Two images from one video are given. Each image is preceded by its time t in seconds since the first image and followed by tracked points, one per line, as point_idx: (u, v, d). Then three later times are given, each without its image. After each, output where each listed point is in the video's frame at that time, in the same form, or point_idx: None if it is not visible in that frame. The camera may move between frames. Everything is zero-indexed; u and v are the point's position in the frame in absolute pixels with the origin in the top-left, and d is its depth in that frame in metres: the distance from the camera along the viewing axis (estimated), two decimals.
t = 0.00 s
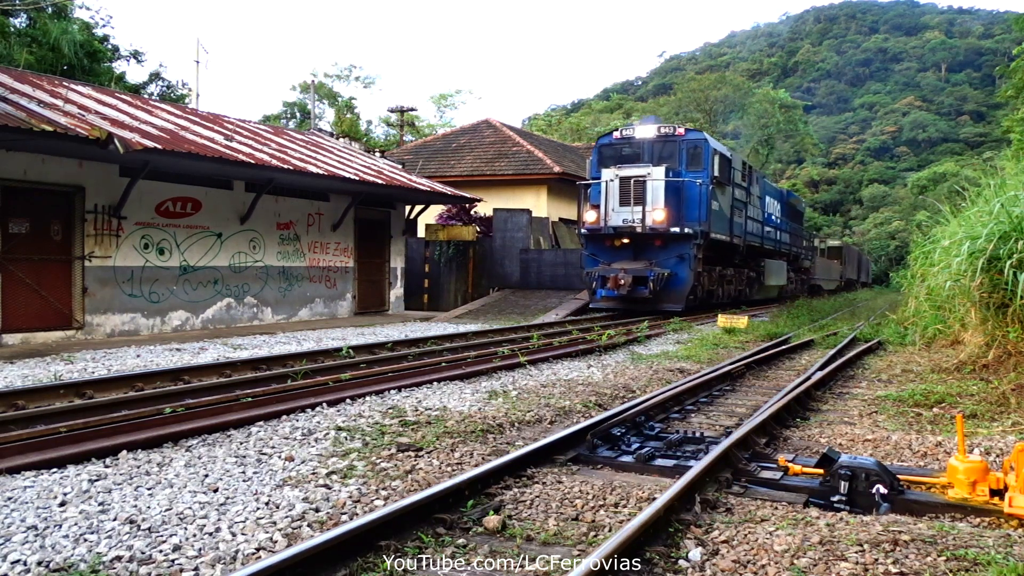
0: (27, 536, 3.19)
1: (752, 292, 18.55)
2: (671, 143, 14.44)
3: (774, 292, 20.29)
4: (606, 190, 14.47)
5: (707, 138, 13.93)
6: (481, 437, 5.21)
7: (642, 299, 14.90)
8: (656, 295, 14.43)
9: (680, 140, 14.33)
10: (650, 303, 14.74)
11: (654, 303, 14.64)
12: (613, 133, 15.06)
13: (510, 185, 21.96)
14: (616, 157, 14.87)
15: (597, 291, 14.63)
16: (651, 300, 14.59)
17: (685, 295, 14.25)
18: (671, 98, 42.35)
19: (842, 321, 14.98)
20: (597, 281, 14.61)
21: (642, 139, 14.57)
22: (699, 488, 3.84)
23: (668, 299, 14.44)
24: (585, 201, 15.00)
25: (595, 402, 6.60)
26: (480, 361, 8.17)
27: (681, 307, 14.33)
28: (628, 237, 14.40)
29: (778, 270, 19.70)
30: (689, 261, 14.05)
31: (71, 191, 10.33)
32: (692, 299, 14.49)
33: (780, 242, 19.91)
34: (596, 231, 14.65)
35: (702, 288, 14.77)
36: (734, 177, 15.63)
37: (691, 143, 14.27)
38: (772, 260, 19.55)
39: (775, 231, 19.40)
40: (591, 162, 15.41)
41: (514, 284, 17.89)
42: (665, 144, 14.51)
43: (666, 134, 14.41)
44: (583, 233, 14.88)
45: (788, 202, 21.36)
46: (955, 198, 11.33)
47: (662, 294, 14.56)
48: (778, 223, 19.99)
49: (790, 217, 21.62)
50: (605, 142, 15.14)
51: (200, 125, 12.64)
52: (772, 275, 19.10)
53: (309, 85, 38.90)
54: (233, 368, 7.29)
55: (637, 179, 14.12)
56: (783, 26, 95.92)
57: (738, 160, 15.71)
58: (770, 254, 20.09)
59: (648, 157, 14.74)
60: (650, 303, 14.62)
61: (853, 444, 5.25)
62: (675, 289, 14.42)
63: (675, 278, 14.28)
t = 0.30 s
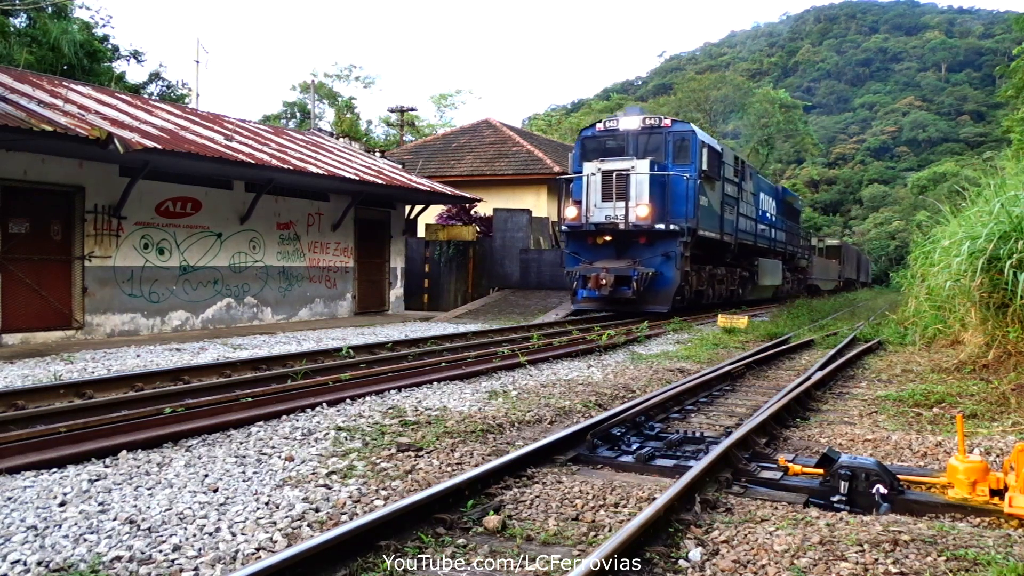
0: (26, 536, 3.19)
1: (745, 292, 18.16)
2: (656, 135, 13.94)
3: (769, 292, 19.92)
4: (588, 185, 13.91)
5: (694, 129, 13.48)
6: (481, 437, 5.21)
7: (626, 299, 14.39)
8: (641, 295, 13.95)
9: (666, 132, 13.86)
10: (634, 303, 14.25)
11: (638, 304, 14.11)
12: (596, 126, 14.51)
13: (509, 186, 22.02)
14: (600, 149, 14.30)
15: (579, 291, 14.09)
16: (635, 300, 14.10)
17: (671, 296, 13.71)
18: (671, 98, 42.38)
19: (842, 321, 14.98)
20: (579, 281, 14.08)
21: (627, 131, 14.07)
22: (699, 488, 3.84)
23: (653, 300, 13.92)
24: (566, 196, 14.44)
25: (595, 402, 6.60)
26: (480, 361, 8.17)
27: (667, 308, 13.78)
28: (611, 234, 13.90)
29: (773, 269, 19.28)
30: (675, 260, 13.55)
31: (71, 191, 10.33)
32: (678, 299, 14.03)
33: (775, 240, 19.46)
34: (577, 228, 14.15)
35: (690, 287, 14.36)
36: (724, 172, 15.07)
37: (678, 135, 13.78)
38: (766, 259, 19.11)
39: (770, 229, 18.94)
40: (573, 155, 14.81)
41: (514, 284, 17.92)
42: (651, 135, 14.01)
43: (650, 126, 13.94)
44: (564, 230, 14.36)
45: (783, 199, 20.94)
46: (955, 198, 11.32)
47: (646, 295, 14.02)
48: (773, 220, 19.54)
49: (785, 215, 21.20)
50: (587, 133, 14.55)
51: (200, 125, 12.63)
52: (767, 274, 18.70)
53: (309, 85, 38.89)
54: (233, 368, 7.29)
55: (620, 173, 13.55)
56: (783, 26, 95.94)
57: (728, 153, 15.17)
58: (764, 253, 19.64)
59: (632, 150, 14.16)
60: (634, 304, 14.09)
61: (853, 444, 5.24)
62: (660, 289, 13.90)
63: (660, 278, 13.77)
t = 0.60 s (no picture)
0: (26, 536, 3.19)
1: (737, 292, 17.57)
2: (640, 126, 13.25)
3: (763, 292, 19.32)
4: (568, 179, 13.35)
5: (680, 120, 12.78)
6: (482, 437, 5.21)
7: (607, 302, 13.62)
8: (623, 296, 13.17)
9: (650, 122, 13.15)
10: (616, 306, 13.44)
11: (621, 305, 13.33)
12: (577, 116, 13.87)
13: (510, 185, 22.01)
14: (581, 142, 13.70)
15: (557, 291, 13.35)
16: (617, 302, 13.29)
17: (655, 296, 12.93)
18: (671, 98, 42.44)
19: (842, 321, 14.98)
20: (557, 280, 13.35)
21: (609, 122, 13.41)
22: (699, 488, 3.84)
23: (636, 301, 13.14)
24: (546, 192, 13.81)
25: (595, 402, 6.60)
26: (480, 361, 8.17)
27: (651, 310, 12.98)
28: (591, 231, 13.23)
29: (767, 268, 18.67)
30: (659, 258, 12.81)
31: (71, 191, 10.33)
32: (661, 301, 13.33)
33: (769, 239, 18.85)
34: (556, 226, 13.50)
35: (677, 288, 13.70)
36: (714, 165, 14.40)
37: (663, 126, 13.07)
38: (759, 259, 18.50)
39: (763, 226, 18.34)
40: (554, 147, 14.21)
41: (514, 284, 17.94)
42: (635, 127, 13.33)
43: (634, 116, 13.25)
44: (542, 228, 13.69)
45: (777, 195, 20.35)
46: (955, 198, 11.32)
47: (629, 295, 13.25)
48: (767, 218, 18.93)
49: (780, 212, 20.62)
50: (569, 125, 13.92)
51: (200, 125, 12.63)
52: (760, 274, 18.11)
53: (309, 85, 38.90)
54: (234, 368, 7.29)
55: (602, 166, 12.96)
56: (783, 26, 95.97)
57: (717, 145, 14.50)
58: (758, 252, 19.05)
59: (615, 142, 13.52)
60: (616, 305, 13.31)
61: (853, 444, 5.24)
62: (644, 289, 13.13)
63: (644, 277, 13.03)
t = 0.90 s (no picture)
0: (26, 536, 3.19)
1: (729, 292, 16.90)
2: (622, 117, 12.62)
3: (756, 291, 18.67)
4: (544, 171, 12.62)
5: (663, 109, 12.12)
6: (482, 437, 5.21)
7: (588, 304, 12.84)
8: (604, 298, 12.38)
9: (632, 112, 12.52)
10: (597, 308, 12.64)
11: (601, 307, 12.54)
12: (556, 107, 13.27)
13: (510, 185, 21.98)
14: (560, 133, 13.10)
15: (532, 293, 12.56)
16: (597, 304, 12.51)
17: (637, 298, 12.14)
18: (671, 99, 42.49)
19: (842, 321, 15.00)
20: (532, 281, 12.56)
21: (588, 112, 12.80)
22: (699, 488, 3.84)
23: (617, 302, 12.35)
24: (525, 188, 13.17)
25: (595, 402, 6.61)
26: (480, 362, 8.17)
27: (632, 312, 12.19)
28: (568, 228, 12.47)
29: (760, 267, 18.01)
30: (641, 257, 12.03)
31: (71, 191, 10.34)
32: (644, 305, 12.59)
33: (763, 236, 18.13)
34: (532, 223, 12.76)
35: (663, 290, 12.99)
36: (701, 160, 13.59)
37: (646, 116, 12.39)
38: (751, 257, 17.77)
39: (757, 224, 17.60)
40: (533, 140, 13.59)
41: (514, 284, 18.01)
42: (616, 117, 12.69)
43: (615, 106, 12.64)
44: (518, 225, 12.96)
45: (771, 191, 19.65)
46: (955, 198, 11.31)
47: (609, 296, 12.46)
48: (761, 215, 18.20)
49: (774, 209, 19.89)
50: (547, 116, 13.32)
51: (200, 125, 12.64)
52: (753, 273, 17.48)
53: (309, 85, 38.90)
54: (234, 368, 7.30)
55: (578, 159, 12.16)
56: (783, 27, 96.01)
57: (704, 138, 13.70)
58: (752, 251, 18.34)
59: (595, 134, 12.87)
60: (596, 307, 12.52)
61: (853, 444, 5.25)
62: (625, 290, 12.35)
63: (625, 276, 12.24)
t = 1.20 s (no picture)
0: (26, 536, 3.19)
1: (719, 292, 16.37)
2: (601, 106, 11.98)
3: (747, 291, 18.14)
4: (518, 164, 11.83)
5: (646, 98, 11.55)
6: (481, 437, 5.21)
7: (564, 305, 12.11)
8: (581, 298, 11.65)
9: (613, 101, 11.91)
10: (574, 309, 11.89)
11: (578, 308, 11.82)
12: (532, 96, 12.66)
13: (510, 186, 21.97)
14: (536, 124, 12.50)
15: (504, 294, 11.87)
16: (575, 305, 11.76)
17: (616, 299, 11.43)
18: (671, 99, 42.49)
19: (842, 321, 15.00)
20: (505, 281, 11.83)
21: (565, 100, 12.16)
22: (699, 488, 3.84)
23: (596, 304, 11.63)
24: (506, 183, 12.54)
25: (595, 402, 6.60)
26: (480, 361, 8.17)
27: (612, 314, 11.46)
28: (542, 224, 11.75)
29: (751, 267, 17.49)
30: (621, 255, 11.32)
31: (71, 191, 10.34)
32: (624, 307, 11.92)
33: (756, 234, 17.60)
34: (504, 219, 12.05)
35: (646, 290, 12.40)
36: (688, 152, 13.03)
37: (628, 105, 11.83)
38: (742, 256, 17.23)
39: (749, 221, 17.06)
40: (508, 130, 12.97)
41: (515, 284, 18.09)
42: (595, 107, 12.07)
43: (594, 96, 12.02)
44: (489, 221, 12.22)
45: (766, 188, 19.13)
46: (955, 198, 11.30)
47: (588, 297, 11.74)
48: (754, 212, 17.67)
49: (769, 206, 19.35)
50: (523, 106, 12.71)
51: (200, 125, 12.64)
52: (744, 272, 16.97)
53: (309, 85, 38.88)
54: (233, 368, 7.29)
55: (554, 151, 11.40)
56: (783, 26, 96.01)
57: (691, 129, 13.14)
58: (744, 249, 17.81)
59: (573, 124, 12.23)
60: (572, 308, 11.81)
61: (853, 444, 5.25)
62: (604, 290, 11.63)
63: (604, 276, 11.53)
